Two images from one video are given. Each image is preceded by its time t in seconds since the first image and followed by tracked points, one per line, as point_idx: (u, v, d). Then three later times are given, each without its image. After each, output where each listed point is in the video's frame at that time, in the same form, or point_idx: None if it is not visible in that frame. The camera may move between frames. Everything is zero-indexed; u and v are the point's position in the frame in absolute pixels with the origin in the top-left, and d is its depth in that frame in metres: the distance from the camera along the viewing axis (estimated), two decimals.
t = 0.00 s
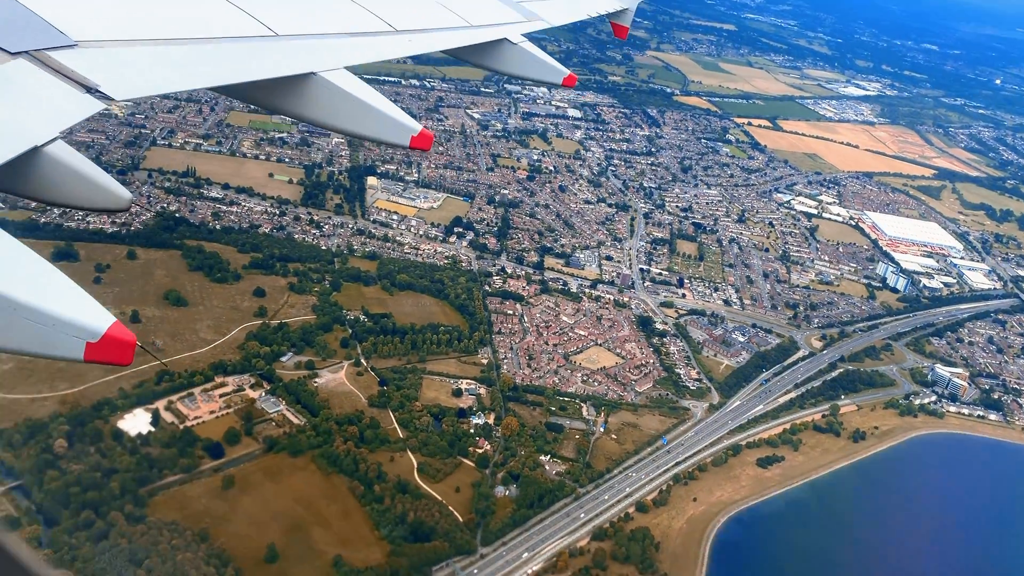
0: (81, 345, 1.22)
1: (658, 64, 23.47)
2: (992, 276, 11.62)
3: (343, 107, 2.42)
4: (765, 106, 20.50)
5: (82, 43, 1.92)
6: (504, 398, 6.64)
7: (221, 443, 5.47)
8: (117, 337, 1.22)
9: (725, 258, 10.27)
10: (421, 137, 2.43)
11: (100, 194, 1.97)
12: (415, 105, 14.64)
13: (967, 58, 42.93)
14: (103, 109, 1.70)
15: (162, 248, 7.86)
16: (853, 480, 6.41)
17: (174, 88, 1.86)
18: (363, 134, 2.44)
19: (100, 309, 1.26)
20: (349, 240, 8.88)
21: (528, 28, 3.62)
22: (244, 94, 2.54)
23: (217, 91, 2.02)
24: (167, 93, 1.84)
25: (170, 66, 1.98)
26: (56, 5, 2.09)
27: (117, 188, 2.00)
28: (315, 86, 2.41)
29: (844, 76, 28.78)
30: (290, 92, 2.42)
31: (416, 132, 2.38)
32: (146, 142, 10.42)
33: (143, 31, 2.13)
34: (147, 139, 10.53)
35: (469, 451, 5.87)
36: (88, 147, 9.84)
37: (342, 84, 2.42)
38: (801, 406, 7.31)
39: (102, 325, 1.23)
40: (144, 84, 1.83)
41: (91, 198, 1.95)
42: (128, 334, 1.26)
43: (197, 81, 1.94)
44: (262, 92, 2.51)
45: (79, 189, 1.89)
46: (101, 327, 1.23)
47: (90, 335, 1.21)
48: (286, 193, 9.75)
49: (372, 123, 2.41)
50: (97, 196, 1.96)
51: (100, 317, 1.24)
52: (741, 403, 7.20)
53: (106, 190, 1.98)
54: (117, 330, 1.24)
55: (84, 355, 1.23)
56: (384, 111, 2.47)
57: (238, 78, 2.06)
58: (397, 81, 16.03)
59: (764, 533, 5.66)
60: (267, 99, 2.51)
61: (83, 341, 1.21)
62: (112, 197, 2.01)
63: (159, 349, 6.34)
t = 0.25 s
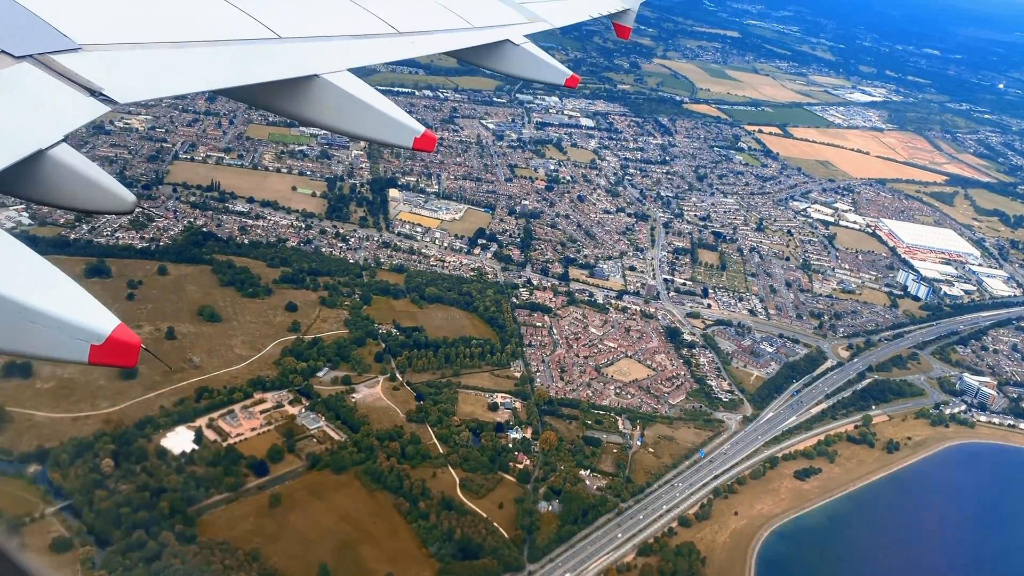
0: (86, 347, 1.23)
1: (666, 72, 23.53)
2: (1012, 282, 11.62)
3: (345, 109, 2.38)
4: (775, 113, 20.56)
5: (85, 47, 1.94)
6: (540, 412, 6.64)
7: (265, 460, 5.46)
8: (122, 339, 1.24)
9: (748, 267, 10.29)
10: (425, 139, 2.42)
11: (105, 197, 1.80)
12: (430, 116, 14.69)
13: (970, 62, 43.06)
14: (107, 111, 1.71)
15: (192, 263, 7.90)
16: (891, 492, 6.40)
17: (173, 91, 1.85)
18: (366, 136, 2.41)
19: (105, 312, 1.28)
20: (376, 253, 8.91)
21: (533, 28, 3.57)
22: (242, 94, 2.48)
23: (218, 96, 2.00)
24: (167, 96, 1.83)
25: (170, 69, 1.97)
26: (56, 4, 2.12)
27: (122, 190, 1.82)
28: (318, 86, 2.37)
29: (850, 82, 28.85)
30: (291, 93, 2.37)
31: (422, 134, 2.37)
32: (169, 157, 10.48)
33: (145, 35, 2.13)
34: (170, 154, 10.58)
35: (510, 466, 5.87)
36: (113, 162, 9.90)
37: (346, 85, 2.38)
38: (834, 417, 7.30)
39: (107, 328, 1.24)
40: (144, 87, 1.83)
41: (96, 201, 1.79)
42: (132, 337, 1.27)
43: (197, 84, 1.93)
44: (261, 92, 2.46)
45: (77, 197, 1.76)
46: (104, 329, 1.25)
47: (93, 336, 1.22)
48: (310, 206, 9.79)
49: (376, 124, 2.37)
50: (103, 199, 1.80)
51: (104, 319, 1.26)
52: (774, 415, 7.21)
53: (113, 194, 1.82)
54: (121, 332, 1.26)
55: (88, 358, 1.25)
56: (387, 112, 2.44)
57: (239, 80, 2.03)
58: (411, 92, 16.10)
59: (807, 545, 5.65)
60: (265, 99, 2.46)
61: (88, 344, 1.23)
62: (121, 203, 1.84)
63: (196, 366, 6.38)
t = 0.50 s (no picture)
0: (88, 347, 1.26)
1: (673, 80, 23.57)
2: None
3: (348, 107, 2.41)
4: (783, 121, 20.61)
5: (87, 46, 1.93)
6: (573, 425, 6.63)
7: (305, 477, 5.45)
8: (125, 340, 1.26)
9: (768, 278, 10.31)
10: (426, 138, 2.43)
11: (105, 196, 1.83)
12: (444, 126, 14.69)
13: (971, 69, 43.22)
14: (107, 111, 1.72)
15: (218, 276, 7.88)
16: (927, 505, 6.38)
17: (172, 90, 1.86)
18: (368, 136, 2.43)
19: (106, 312, 1.30)
20: (400, 265, 8.91)
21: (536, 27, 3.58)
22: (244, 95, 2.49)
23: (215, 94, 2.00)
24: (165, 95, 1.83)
25: (170, 66, 1.98)
26: (56, 4, 2.11)
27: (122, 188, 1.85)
28: (320, 85, 2.40)
29: (855, 89, 28.91)
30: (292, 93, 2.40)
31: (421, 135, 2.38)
32: (188, 167, 10.45)
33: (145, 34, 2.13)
34: (189, 164, 10.56)
35: (548, 481, 5.86)
36: (133, 174, 9.89)
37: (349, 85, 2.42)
38: (863, 430, 7.29)
39: (109, 328, 1.27)
40: (143, 86, 1.83)
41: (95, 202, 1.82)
42: (134, 337, 1.30)
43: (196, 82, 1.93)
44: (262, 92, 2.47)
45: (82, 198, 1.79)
46: (107, 329, 1.27)
47: (96, 337, 1.25)
48: (332, 218, 9.78)
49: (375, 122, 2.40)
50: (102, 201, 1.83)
51: (107, 320, 1.29)
52: (804, 427, 7.21)
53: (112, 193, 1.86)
54: (124, 332, 1.28)
55: (89, 357, 1.27)
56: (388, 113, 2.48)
57: (237, 79, 2.04)
58: (423, 101, 16.09)
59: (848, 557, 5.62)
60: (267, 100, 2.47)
61: (89, 343, 1.25)
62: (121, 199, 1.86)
63: (230, 381, 6.38)
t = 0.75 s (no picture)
0: (90, 342, 1.27)
1: (680, 83, 23.58)
2: None
3: (352, 106, 2.52)
4: (792, 125, 20.64)
5: (89, 39, 1.99)
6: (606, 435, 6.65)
7: (346, 488, 5.44)
8: (128, 334, 1.29)
9: (789, 285, 10.34)
10: (426, 132, 2.51)
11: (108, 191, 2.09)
12: (457, 131, 14.69)
13: (973, 72, 43.30)
14: (110, 104, 1.77)
15: (246, 285, 7.89)
16: (960, 514, 6.40)
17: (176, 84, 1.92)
18: (371, 130, 2.54)
19: (107, 306, 1.32)
20: (424, 273, 8.92)
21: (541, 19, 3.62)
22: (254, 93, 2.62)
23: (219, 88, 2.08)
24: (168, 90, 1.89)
25: (173, 61, 2.04)
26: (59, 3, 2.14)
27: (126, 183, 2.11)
28: (328, 85, 2.50)
29: (861, 92, 28.93)
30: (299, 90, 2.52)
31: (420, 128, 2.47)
32: (208, 174, 10.46)
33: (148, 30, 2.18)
34: (209, 171, 10.57)
35: (586, 491, 5.87)
36: (154, 182, 9.89)
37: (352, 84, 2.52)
38: (892, 438, 7.31)
39: (111, 322, 1.29)
40: (145, 81, 1.89)
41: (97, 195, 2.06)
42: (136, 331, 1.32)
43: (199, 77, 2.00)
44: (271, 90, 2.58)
45: (86, 192, 2.02)
46: (109, 323, 1.30)
47: (99, 332, 1.27)
48: (354, 226, 9.79)
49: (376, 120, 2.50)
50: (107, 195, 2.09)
51: (110, 314, 1.31)
52: (834, 436, 7.24)
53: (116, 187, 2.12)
54: (126, 326, 1.31)
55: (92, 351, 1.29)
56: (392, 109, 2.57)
57: (240, 74, 2.10)
58: (435, 106, 16.10)
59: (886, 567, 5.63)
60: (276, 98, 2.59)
61: (91, 338, 1.27)
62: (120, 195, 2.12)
63: (265, 392, 6.39)
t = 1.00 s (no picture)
0: (90, 339, 1.25)
1: (687, 92, 23.63)
2: None
3: (358, 106, 2.64)
4: (800, 134, 20.69)
5: (88, 38, 2.09)
6: (640, 450, 6.66)
7: (387, 505, 5.42)
8: (128, 331, 1.27)
9: (809, 296, 10.37)
10: (431, 131, 2.65)
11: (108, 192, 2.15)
12: (471, 141, 14.69)
13: (974, 79, 43.46)
14: (110, 103, 1.84)
15: (273, 299, 7.90)
16: (996, 528, 6.39)
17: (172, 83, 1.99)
18: (375, 129, 2.67)
19: (108, 304, 1.30)
20: (448, 285, 8.92)
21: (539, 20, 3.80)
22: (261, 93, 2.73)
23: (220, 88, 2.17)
24: (165, 89, 1.97)
25: (174, 62, 2.13)
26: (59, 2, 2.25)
27: (129, 183, 2.21)
28: (331, 85, 2.63)
29: (865, 100, 28.99)
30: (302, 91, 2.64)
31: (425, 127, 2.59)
32: (228, 186, 10.46)
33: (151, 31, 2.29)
34: (229, 183, 10.57)
35: (624, 507, 5.86)
36: (175, 195, 9.90)
37: (358, 86, 2.64)
38: (921, 451, 7.31)
39: (111, 321, 1.27)
40: (147, 80, 1.97)
41: (105, 196, 2.14)
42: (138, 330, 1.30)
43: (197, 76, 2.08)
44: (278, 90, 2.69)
45: (93, 190, 2.08)
46: (109, 322, 1.28)
47: (98, 330, 1.25)
48: (376, 238, 9.80)
49: (382, 120, 2.62)
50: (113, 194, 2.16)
51: (110, 313, 1.29)
52: (864, 449, 7.24)
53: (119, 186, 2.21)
54: (127, 325, 1.29)
55: (91, 350, 1.26)
56: (395, 110, 2.71)
57: (241, 73, 2.20)
58: (447, 116, 16.11)
59: None
60: (282, 97, 2.70)
61: (92, 335, 1.25)
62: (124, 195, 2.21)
63: (300, 408, 6.40)
